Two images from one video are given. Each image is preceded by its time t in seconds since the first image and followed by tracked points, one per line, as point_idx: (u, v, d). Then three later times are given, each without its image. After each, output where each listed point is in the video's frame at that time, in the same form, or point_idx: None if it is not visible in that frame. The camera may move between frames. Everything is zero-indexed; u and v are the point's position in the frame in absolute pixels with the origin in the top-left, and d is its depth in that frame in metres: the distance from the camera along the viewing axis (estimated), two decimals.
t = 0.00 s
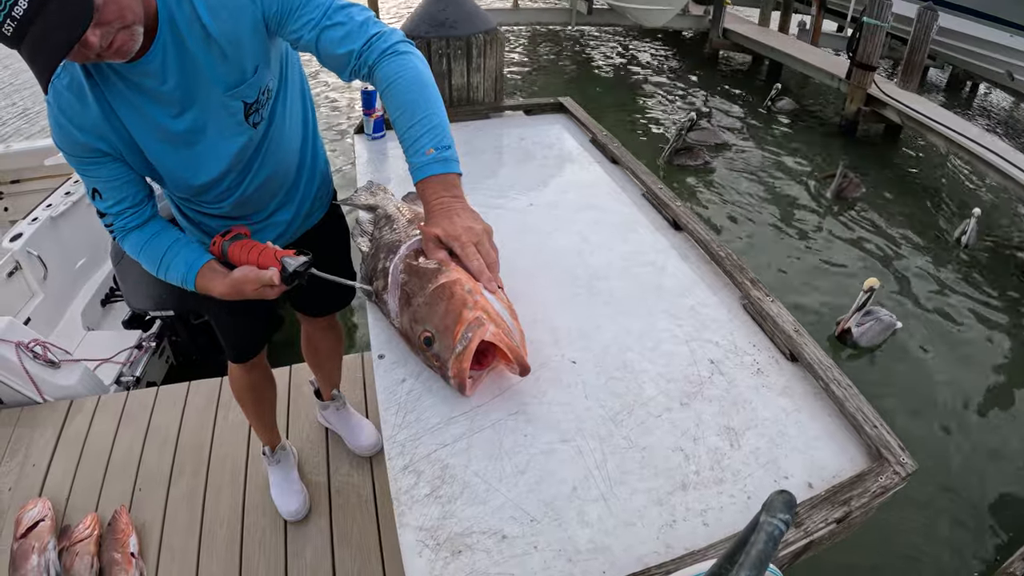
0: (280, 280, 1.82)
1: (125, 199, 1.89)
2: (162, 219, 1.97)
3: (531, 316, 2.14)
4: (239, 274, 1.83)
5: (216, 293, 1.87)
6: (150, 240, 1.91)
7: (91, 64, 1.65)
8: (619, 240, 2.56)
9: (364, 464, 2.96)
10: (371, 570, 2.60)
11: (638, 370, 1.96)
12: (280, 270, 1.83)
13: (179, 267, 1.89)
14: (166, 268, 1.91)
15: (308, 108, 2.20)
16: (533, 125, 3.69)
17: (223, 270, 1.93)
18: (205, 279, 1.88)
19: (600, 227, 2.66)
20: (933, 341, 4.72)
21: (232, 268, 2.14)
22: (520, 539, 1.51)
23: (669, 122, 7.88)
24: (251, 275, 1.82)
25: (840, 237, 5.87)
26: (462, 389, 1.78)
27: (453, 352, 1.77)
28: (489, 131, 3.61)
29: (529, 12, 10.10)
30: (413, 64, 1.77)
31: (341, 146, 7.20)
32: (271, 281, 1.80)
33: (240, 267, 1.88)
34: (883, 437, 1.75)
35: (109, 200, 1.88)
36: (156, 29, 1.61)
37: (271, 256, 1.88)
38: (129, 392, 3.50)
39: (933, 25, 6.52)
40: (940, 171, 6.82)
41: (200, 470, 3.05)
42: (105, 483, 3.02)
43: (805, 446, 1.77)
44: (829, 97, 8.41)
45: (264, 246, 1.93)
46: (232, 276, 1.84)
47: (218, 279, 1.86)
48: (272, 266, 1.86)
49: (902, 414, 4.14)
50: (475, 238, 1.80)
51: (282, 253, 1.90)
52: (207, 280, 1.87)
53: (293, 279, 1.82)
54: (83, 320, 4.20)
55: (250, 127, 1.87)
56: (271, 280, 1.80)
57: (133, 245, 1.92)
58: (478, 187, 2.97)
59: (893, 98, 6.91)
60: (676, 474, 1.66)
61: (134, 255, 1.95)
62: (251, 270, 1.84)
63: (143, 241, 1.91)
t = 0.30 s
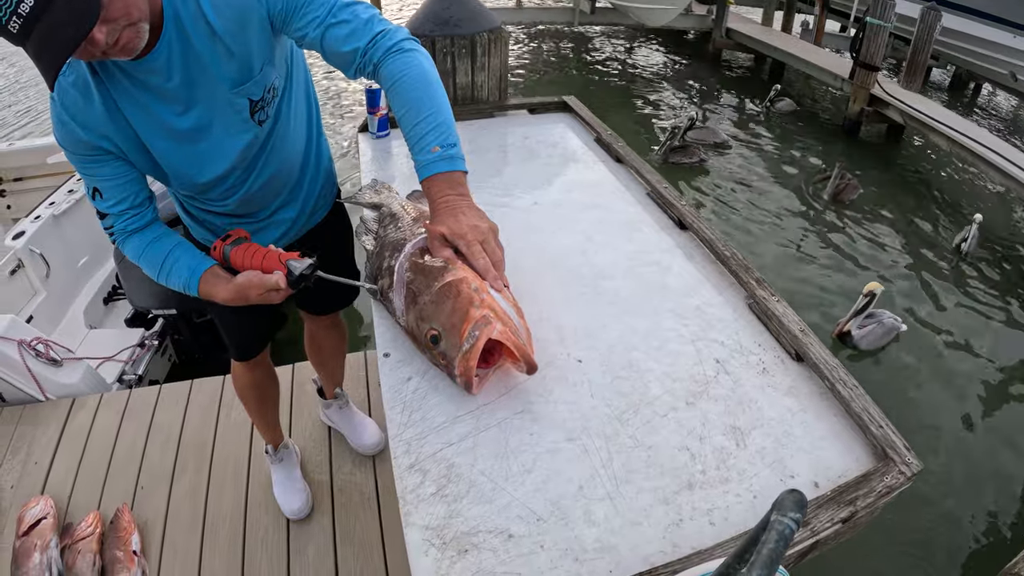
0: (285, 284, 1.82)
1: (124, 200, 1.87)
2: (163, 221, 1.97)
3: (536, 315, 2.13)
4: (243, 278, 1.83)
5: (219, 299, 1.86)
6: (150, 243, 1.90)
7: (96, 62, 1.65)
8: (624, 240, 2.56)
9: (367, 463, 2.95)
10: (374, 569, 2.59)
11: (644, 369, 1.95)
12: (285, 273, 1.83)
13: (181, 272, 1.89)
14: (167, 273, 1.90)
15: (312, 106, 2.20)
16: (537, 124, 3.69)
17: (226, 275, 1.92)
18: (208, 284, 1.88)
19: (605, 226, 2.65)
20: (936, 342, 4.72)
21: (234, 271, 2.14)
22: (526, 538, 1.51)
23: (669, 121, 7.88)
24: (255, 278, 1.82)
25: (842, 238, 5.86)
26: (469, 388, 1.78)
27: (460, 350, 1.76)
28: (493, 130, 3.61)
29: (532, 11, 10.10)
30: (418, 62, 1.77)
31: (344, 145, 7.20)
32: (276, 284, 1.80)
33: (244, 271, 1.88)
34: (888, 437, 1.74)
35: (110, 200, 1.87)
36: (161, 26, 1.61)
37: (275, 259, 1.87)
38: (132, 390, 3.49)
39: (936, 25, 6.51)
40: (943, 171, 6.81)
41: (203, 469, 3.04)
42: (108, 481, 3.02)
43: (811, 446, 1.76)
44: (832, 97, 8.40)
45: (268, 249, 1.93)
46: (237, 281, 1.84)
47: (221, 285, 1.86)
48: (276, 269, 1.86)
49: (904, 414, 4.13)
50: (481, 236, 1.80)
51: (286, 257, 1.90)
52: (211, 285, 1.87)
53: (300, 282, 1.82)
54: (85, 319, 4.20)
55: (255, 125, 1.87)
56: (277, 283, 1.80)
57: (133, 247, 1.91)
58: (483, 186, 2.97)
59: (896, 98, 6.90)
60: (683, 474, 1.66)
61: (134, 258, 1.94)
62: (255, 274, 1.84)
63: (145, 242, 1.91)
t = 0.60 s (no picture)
0: (290, 280, 1.82)
1: (129, 198, 1.88)
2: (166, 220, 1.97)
3: (542, 315, 2.14)
4: (248, 275, 1.84)
5: (223, 296, 1.87)
6: (154, 242, 1.91)
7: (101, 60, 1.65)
8: (629, 240, 2.56)
9: (370, 463, 2.96)
10: (377, 568, 2.59)
11: (650, 369, 1.95)
12: (289, 270, 1.83)
13: (184, 270, 1.89)
14: (171, 271, 1.91)
15: (317, 106, 2.20)
16: (541, 124, 3.69)
17: (230, 272, 1.93)
18: (212, 281, 1.89)
19: (610, 225, 2.66)
20: (936, 343, 4.73)
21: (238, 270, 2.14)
22: (534, 537, 1.51)
23: (668, 121, 7.89)
24: (259, 276, 1.83)
25: (842, 239, 5.85)
26: (475, 388, 1.78)
27: (467, 350, 1.76)
28: (497, 129, 3.61)
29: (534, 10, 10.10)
30: (425, 61, 1.77)
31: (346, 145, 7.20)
32: (281, 281, 1.80)
33: (247, 269, 1.89)
34: (893, 437, 1.75)
35: (113, 199, 1.88)
36: (166, 25, 1.61)
37: (280, 256, 1.88)
38: (134, 389, 3.49)
39: (939, 25, 6.50)
40: (945, 172, 6.81)
41: (205, 467, 3.04)
42: (110, 480, 3.02)
43: (816, 446, 1.76)
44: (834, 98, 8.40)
45: (272, 246, 1.93)
46: (241, 277, 1.85)
47: (225, 281, 1.87)
48: (280, 266, 1.86)
49: (905, 415, 4.14)
50: (487, 236, 1.80)
51: (290, 254, 1.91)
52: (215, 282, 1.88)
53: (304, 278, 1.83)
54: (87, 317, 4.20)
55: (261, 124, 1.87)
56: (281, 280, 1.81)
57: (136, 246, 1.91)
58: (488, 185, 2.97)
59: (898, 98, 6.90)
60: (689, 473, 1.66)
61: (137, 256, 1.94)
62: (260, 271, 1.84)
63: (148, 240, 1.91)
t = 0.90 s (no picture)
0: (295, 279, 1.82)
1: (132, 198, 1.88)
2: (169, 219, 1.97)
3: (549, 315, 2.13)
4: (253, 273, 1.84)
5: (227, 294, 1.87)
6: (157, 241, 1.90)
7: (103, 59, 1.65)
8: (634, 240, 2.56)
9: (373, 463, 2.95)
10: (381, 568, 2.59)
11: (658, 368, 1.95)
12: (294, 269, 1.83)
13: (188, 268, 1.89)
14: (175, 270, 1.91)
15: (321, 105, 2.20)
16: (545, 123, 3.69)
17: (234, 270, 1.93)
18: (217, 279, 1.89)
19: (615, 225, 2.66)
20: (936, 344, 4.75)
21: (242, 269, 2.13)
22: (545, 537, 1.51)
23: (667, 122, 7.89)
24: (264, 274, 1.83)
25: (842, 240, 5.86)
26: (483, 388, 1.77)
27: (475, 350, 1.76)
28: (501, 129, 3.61)
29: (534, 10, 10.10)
30: (430, 60, 1.77)
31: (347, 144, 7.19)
32: (286, 279, 1.80)
33: (252, 267, 1.89)
34: (899, 437, 1.75)
35: (116, 199, 1.87)
36: (169, 25, 1.61)
37: (285, 255, 1.87)
38: (135, 389, 3.48)
39: (939, 26, 6.51)
40: (945, 172, 6.82)
41: (207, 468, 3.04)
42: (112, 480, 3.01)
43: (823, 446, 1.77)
44: (834, 98, 8.41)
45: (276, 244, 1.93)
46: (246, 275, 1.85)
47: (230, 279, 1.87)
48: (286, 265, 1.86)
49: (905, 416, 4.15)
50: (494, 236, 1.81)
51: (295, 252, 1.90)
52: (220, 280, 1.88)
53: (310, 278, 1.81)
54: (88, 317, 4.19)
55: (264, 124, 1.87)
56: (286, 278, 1.81)
57: (140, 246, 1.91)
58: (493, 185, 2.97)
59: (899, 98, 6.92)
60: (698, 473, 1.66)
61: (140, 256, 1.94)
62: (265, 269, 1.84)
63: (151, 240, 1.91)
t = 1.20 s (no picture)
0: (306, 274, 1.83)
1: (139, 197, 1.88)
2: (176, 218, 1.96)
3: (562, 315, 2.14)
4: (264, 269, 1.84)
5: (238, 289, 1.87)
6: (164, 240, 1.90)
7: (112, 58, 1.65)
8: (643, 240, 2.57)
9: (381, 463, 2.96)
10: (389, 569, 2.60)
11: (671, 368, 1.97)
12: (306, 264, 1.84)
13: (197, 266, 1.89)
14: (183, 267, 1.90)
15: (329, 106, 2.21)
16: (552, 123, 3.70)
17: (244, 267, 1.93)
18: (227, 275, 1.89)
19: (624, 226, 2.67)
20: (936, 342, 4.79)
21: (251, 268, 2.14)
22: (566, 536, 1.52)
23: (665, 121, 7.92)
24: (275, 270, 1.83)
25: (842, 239, 5.89)
26: (500, 388, 1.78)
27: (492, 350, 1.77)
28: (507, 129, 3.62)
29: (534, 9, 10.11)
30: (442, 60, 1.77)
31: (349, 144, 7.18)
32: (297, 275, 1.81)
33: (262, 263, 1.89)
34: (909, 433, 1.76)
35: (123, 197, 1.87)
36: (179, 22, 1.61)
37: (296, 251, 1.88)
38: (137, 390, 3.47)
39: (938, 25, 6.54)
40: (944, 171, 6.86)
41: (212, 469, 3.04)
42: (116, 482, 3.01)
43: (834, 443, 1.78)
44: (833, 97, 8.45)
45: (287, 241, 1.94)
46: (257, 271, 1.85)
47: (240, 275, 1.87)
48: (297, 261, 1.87)
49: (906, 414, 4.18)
50: (509, 236, 1.82)
51: (306, 249, 1.91)
52: (230, 276, 1.89)
53: (320, 273, 1.85)
54: (89, 318, 4.17)
55: (273, 124, 1.87)
56: (297, 274, 1.82)
57: (147, 244, 1.91)
58: (501, 184, 2.98)
59: (897, 97, 6.95)
60: (713, 470, 1.68)
61: (147, 254, 1.94)
62: (276, 265, 1.85)
63: (158, 238, 1.91)
